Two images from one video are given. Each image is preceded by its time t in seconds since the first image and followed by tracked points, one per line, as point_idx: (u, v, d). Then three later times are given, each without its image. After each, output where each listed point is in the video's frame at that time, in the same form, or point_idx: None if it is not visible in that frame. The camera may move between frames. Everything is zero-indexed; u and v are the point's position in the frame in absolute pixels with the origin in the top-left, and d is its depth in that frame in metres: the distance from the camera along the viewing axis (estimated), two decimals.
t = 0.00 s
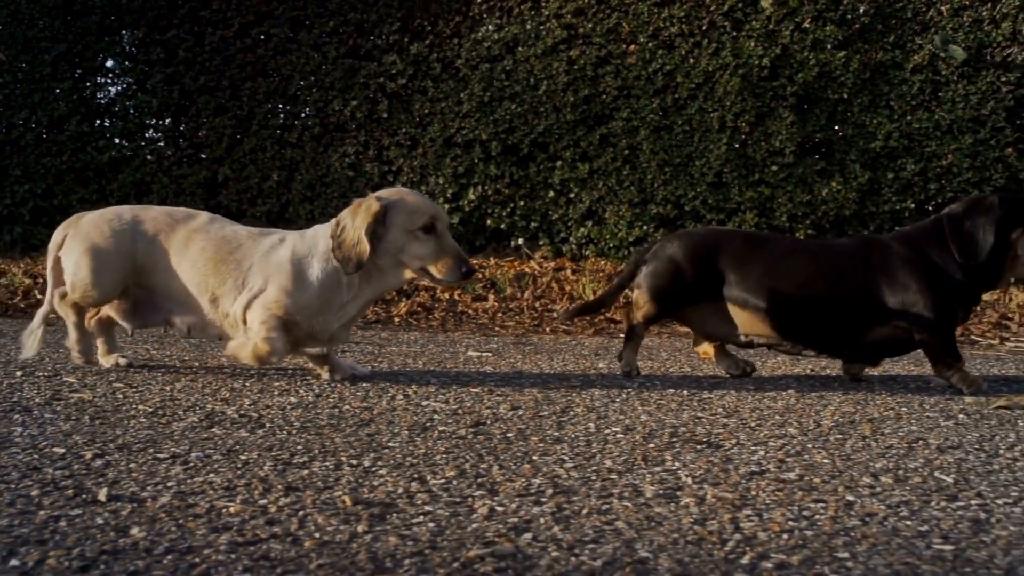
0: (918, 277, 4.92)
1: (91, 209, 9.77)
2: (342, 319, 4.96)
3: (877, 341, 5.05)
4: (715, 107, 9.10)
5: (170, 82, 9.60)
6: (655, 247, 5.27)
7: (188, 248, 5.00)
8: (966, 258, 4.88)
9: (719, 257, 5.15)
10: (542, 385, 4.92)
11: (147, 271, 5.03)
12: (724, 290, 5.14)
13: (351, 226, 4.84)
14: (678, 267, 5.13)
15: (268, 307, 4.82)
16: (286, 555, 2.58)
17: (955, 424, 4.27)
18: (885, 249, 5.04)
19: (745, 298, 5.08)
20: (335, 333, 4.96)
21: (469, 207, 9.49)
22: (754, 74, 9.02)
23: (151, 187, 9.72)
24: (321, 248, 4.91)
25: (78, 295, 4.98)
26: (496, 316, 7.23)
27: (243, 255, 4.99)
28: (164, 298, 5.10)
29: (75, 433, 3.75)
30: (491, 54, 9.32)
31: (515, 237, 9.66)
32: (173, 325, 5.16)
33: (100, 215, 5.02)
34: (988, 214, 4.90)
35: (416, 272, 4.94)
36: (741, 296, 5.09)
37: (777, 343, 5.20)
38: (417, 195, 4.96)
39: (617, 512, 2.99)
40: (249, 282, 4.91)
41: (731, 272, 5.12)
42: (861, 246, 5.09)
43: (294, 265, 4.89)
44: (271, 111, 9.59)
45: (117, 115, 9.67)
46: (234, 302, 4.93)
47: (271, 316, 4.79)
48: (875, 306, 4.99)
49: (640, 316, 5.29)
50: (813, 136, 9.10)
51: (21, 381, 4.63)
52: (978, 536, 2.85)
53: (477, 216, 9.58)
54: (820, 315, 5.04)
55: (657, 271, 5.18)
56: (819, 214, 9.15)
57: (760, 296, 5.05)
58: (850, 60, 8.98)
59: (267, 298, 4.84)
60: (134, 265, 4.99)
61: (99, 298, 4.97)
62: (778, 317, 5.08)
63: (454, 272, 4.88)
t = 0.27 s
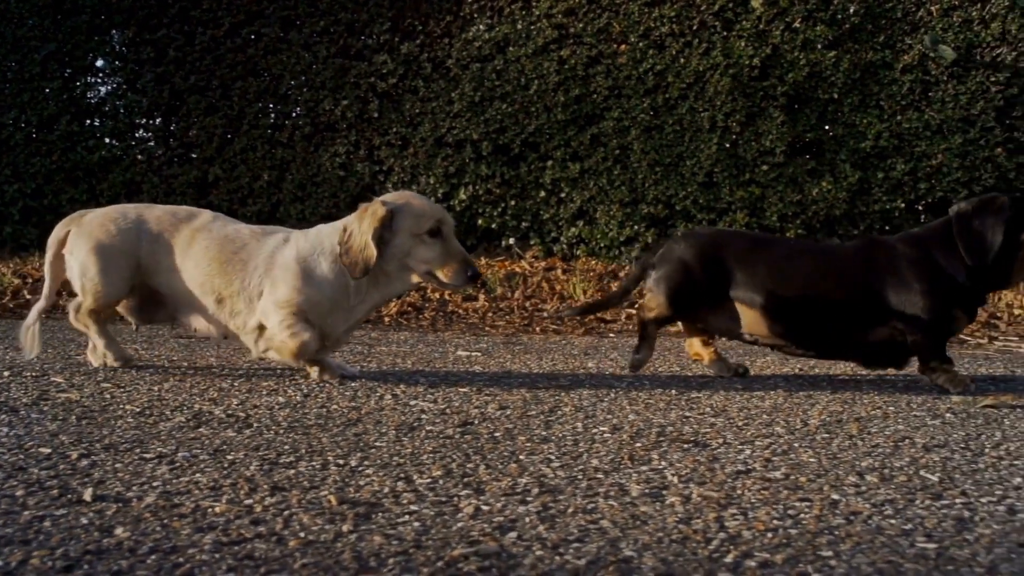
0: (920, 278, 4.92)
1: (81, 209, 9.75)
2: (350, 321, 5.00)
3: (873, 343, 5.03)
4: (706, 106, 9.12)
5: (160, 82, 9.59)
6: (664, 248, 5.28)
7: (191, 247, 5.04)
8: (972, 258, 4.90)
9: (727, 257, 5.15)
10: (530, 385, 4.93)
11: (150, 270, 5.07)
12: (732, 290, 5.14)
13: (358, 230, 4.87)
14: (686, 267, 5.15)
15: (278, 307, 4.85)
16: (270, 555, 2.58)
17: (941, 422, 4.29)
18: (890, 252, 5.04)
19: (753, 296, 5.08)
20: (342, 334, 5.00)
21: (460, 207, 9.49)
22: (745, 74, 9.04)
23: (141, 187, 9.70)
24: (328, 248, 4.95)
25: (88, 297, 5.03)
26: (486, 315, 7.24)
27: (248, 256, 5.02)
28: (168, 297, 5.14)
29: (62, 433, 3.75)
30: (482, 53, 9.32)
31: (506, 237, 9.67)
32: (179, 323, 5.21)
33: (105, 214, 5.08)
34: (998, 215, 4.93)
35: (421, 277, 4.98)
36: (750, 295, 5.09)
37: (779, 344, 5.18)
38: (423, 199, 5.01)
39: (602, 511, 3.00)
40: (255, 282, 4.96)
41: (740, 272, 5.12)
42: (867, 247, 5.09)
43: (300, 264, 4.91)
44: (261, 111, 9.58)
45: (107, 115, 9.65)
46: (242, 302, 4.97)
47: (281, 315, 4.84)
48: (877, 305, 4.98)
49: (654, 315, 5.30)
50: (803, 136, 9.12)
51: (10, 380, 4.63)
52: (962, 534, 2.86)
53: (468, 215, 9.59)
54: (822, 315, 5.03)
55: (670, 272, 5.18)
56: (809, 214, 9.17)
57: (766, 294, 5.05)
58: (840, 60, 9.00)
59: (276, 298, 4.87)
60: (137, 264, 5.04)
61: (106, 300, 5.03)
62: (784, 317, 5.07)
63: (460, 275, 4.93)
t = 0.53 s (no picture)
0: (930, 283, 4.93)
1: (69, 208, 9.72)
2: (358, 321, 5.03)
3: (884, 346, 5.04)
4: (695, 106, 9.14)
5: (149, 81, 9.57)
6: (673, 252, 5.21)
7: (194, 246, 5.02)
8: (981, 262, 4.92)
9: (740, 260, 5.08)
10: (517, 385, 4.93)
11: (153, 269, 5.06)
12: (744, 295, 5.09)
13: (367, 233, 4.91)
14: (697, 269, 5.08)
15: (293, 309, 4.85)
16: (252, 554, 2.58)
17: (926, 421, 4.30)
18: (900, 255, 5.03)
19: (765, 302, 5.05)
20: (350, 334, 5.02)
21: (449, 207, 9.49)
22: (734, 74, 9.07)
23: (130, 186, 9.68)
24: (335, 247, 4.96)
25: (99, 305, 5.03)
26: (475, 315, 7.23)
27: (253, 255, 5.01)
28: (171, 295, 5.14)
29: (47, 433, 3.74)
30: (472, 53, 9.33)
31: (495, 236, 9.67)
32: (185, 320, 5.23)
33: (105, 215, 5.05)
34: (1009, 219, 4.92)
35: (427, 276, 5.03)
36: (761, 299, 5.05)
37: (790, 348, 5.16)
38: (428, 199, 5.05)
39: (586, 510, 3.01)
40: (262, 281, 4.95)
41: (752, 276, 5.06)
42: (874, 251, 5.10)
43: (307, 263, 4.91)
44: (251, 110, 9.57)
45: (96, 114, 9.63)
46: (249, 301, 4.96)
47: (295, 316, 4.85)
48: (886, 310, 5.00)
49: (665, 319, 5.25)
50: (792, 136, 9.14)
51: None
52: (942, 532, 2.87)
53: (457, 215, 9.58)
54: (832, 319, 5.03)
55: (682, 277, 5.12)
56: (798, 214, 9.20)
57: (779, 300, 5.03)
58: (829, 60, 9.02)
59: (290, 298, 4.87)
60: (141, 265, 5.03)
61: (115, 306, 5.04)
62: (795, 322, 5.06)
63: (465, 274, 4.99)
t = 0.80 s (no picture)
0: (933, 283, 4.94)
1: (60, 207, 9.71)
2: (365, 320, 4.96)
3: (887, 346, 5.05)
4: (686, 106, 9.15)
5: (140, 81, 9.55)
6: (680, 255, 5.34)
7: (193, 245, 4.95)
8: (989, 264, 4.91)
9: (745, 260, 5.18)
10: (506, 384, 4.93)
11: (154, 269, 5.01)
12: (749, 295, 5.17)
13: (370, 228, 4.83)
14: (705, 270, 5.19)
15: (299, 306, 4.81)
16: (236, 553, 2.58)
17: (914, 421, 4.31)
18: (904, 257, 5.05)
19: (769, 302, 5.13)
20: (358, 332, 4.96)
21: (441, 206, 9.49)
22: (725, 74, 9.08)
23: (121, 185, 9.67)
24: (340, 243, 4.90)
25: (100, 309, 5.01)
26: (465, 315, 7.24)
27: (256, 254, 4.94)
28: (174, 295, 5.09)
29: (33, 432, 3.74)
30: (463, 53, 9.33)
31: (487, 236, 9.67)
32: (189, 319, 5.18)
33: (106, 216, 5.02)
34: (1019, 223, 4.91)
35: (431, 271, 4.93)
36: (766, 299, 5.13)
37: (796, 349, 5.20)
38: (431, 193, 4.96)
39: (571, 509, 3.01)
40: (265, 279, 4.89)
41: (758, 277, 5.15)
42: (880, 254, 5.13)
43: (311, 260, 4.86)
44: (242, 109, 9.56)
45: (87, 113, 9.62)
46: (255, 300, 4.91)
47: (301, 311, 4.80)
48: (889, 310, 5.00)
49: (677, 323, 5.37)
50: (783, 136, 9.16)
51: None
52: (926, 531, 2.88)
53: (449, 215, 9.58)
54: (835, 319, 5.06)
55: (690, 279, 5.23)
56: (789, 214, 9.21)
57: (783, 300, 5.11)
58: (820, 60, 9.04)
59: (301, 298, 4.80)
60: (142, 266, 4.98)
61: (117, 309, 5.00)
62: (798, 321, 5.12)
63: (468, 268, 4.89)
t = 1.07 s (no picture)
0: (938, 279, 4.96)
1: (51, 206, 9.70)
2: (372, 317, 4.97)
3: (890, 343, 5.03)
4: (678, 106, 9.16)
5: (132, 79, 9.53)
6: (687, 255, 5.25)
7: (195, 247, 4.91)
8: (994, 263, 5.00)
9: (753, 259, 5.12)
10: (496, 384, 4.93)
11: (154, 273, 4.98)
12: (761, 295, 5.10)
13: (372, 220, 4.88)
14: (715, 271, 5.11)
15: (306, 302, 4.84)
16: (221, 552, 2.58)
17: (901, 420, 4.32)
18: (907, 254, 5.08)
19: (779, 300, 5.08)
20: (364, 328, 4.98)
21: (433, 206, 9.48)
22: (717, 74, 9.10)
23: (112, 184, 9.66)
24: (342, 238, 4.91)
25: (95, 315, 5.00)
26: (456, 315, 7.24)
27: (261, 253, 4.94)
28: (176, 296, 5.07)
29: (20, 431, 3.74)
30: (456, 52, 9.33)
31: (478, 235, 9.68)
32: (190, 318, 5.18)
33: (104, 220, 4.96)
34: None
35: (432, 262, 4.98)
36: (777, 298, 5.08)
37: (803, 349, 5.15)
38: (431, 185, 5.02)
39: (557, 508, 3.01)
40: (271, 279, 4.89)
41: (768, 275, 5.09)
42: (883, 251, 5.15)
43: (315, 257, 4.88)
44: (234, 109, 9.55)
45: (78, 111, 9.61)
46: (262, 300, 4.90)
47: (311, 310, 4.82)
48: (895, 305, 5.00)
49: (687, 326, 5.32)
50: (775, 136, 9.18)
51: None
52: (911, 530, 2.89)
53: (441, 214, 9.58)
54: (842, 316, 5.04)
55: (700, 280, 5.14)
56: (781, 214, 9.23)
57: (793, 299, 5.06)
58: (812, 61, 9.05)
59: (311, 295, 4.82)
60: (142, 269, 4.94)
61: (115, 313, 4.99)
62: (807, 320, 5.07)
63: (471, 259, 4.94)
